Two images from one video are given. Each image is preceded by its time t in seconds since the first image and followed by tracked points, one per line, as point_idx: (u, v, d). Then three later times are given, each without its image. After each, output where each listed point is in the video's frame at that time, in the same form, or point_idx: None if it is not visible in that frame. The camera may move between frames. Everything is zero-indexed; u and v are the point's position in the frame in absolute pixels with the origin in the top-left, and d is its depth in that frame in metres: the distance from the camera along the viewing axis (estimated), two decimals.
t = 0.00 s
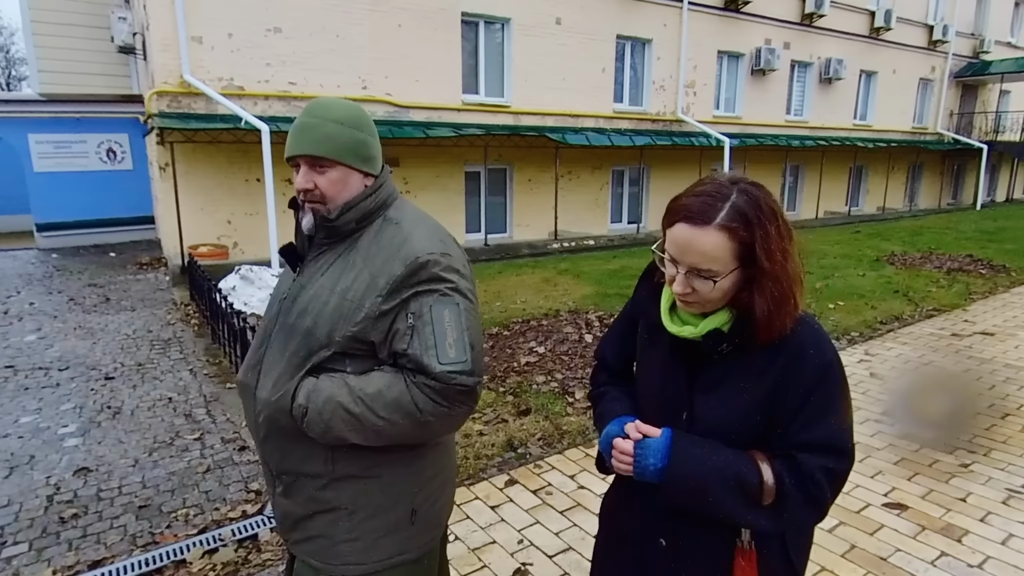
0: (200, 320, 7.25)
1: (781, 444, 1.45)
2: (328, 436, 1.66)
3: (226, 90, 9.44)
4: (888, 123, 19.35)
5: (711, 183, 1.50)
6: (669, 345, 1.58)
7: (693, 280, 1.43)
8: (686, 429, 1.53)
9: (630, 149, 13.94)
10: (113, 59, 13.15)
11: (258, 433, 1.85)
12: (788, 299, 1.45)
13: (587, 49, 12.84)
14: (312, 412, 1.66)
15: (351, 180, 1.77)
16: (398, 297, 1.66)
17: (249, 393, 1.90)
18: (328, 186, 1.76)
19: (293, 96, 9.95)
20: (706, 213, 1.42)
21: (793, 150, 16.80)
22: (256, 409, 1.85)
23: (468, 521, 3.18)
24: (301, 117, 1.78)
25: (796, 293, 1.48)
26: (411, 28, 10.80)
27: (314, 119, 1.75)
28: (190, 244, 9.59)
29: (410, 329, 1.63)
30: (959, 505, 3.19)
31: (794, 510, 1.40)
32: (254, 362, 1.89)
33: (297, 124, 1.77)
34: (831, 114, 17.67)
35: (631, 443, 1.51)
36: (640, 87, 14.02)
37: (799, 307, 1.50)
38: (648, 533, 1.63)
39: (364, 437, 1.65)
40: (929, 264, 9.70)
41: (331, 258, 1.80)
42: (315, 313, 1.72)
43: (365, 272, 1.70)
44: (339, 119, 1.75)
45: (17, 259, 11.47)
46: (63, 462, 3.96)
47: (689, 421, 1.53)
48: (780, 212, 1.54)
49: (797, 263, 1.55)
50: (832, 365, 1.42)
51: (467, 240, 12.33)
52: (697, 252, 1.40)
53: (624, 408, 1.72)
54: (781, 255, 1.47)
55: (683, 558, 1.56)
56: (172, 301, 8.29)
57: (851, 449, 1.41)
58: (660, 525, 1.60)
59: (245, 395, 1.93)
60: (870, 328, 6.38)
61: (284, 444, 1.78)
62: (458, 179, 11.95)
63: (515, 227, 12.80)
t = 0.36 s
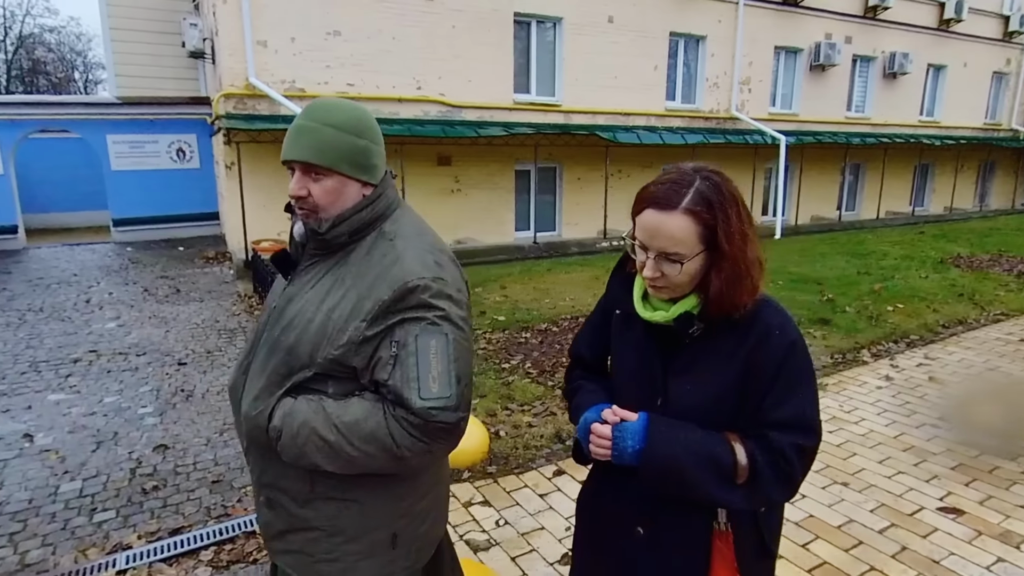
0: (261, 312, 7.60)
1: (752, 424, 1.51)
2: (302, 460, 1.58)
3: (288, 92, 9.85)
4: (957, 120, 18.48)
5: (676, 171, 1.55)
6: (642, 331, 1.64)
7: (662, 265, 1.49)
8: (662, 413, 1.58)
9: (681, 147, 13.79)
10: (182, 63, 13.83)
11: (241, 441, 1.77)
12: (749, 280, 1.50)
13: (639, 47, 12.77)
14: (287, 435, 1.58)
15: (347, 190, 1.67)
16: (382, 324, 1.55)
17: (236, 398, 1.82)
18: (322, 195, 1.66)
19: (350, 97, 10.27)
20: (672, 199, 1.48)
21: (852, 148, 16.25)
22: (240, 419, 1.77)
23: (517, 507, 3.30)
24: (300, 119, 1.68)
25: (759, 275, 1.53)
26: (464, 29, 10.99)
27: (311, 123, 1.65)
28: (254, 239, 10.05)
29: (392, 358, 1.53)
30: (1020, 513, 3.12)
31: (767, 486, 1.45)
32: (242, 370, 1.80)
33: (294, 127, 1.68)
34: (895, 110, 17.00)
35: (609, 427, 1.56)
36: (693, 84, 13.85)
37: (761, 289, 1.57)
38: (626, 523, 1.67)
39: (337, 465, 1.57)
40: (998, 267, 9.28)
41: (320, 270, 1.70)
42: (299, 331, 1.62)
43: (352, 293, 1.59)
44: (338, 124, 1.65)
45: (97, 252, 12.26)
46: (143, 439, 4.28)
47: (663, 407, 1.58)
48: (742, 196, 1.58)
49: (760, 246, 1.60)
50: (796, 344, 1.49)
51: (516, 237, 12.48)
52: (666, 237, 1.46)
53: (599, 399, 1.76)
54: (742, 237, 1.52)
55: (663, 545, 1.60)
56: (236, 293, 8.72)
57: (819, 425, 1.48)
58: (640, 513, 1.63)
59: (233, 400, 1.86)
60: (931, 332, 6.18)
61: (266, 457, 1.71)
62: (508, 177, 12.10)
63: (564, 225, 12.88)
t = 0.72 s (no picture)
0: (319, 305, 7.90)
1: (751, 411, 1.57)
2: (313, 467, 1.54)
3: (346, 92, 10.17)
4: None
5: (663, 173, 1.60)
6: (642, 326, 1.69)
7: (654, 263, 1.54)
8: (663, 404, 1.64)
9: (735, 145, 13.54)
10: (245, 65, 14.40)
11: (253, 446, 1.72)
12: (736, 275, 1.54)
13: (693, 44, 12.60)
14: (298, 444, 1.53)
15: (350, 189, 1.58)
16: (393, 330, 1.49)
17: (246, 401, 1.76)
18: (325, 195, 1.57)
19: (404, 96, 10.52)
20: (659, 200, 1.53)
21: (917, 145, 15.59)
22: (249, 426, 1.71)
23: (566, 498, 3.38)
24: (297, 117, 1.58)
25: (746, 269, 1.57)
26: (517, 28, 11.10)
27: (311, 121, 1.55)
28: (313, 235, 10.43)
29: (404, 363, 1.47)
30: None
31: (766, 470, 1.51)
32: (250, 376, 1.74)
33: (292, 125, 1.58)
34: (965, 106, 16.23)
35: (611, 418, 1.63)
36: (748, 81, 13.58)
37: (752, 281, 1.61)
38: (635, 509, 1.74)
39: (351, 471, 1.52)
40: None
41: (325, 273, 1.62)
42: (307, 337, 1.55)
43: (361, 297, 1.52)
44: (336, 120, 1.54)
45: (166, 246, 12.93)
46: (213, 421, 4.55)
47: (665, 398, 1.64)
48: (729, 195, 1.62)
49: (747, 241, 1.63)
50: (792, 333, 1.54)
51: (565, 235, 12.53)
52: (655, 236, 1.51)
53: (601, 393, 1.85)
54: (730, 235, 1.56)
55: (669, 530, 1.67)
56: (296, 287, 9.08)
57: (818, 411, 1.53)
58: (646, 501, 1.71)
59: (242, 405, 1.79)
60: (998, 336, 5.94)
61: (279, 466, 1.66)
62: (559, 175, 12.15)
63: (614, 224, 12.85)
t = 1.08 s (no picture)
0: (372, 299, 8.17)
1: (760, 403, 1.61)
2: (337, 455, 1.58)
3: (400, 92, 10.42)
4: None
5: (678, 171, 1.66)
6: (659, 316, 1.76)
7: (666, 257, 1.60)
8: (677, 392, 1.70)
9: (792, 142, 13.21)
10: (305, 66, 14.92)
11: (260, 444, 1.76)
12: (747, 269, 1.58)
13: (749, 39, 12.36)
14: (320, 433, 1.58)
15: (351, 188, 1.65)
16: (404, 316, 1.58)
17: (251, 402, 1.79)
18: (327, 194, 1.63)
19: (456, 95, 10.72)
20: (672, 197, 1.59)
21: (989, 142, 14.85)
22: (257, 427, 1.74)
23: (610, 488, 3.45)
24: (295, 122, 1.65)
25: (758, 267, 1.60)
26: (568, 26, 11.14)
27: (311, 124, 1.61)
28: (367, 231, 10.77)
29: (418, 346, 1.56)
30: None
31: (770, 460, 1.56)
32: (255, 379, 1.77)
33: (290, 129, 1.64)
34: None
35: (624, 402, 1.72)
36: (806, 76, 13.23)
37: (766, 275, 1.65)
38: (649, 493, 1.81)
39: (375, 455, 1.59)
40: None
41: (327, 270, 1.69)
42: (320, 331, 1.62)
43: (371, 287, 1.61)
44: (333, 123, 1.62)
45: (229, 240, 13.54)
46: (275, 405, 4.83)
47: (677, 386, 1.71)
48: (743, 192, 1.66)
49: (761, 237, 1.67)
50: (802, 327, 1.57)
51: (614, 233, 12.50)
52: (666, 231, 1.57)
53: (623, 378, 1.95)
54: (741, 231, 1.60)
55: (679, 514, 1.74)
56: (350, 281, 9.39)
57: (827, 406, 1.57)
58: (659, 486, 1.78)
59: (245, 410, 1.82)
60: None
61: (294, 458, 1.71)
62: (609, 173, 12.14)
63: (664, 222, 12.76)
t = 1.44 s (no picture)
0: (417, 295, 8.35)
1: (779, 409, 1.54)
2: (331, 414, 1.70)
3: (447, 91, 10.61)
4: None
5: (717, 166, 1.61)
6: (687, 313, 1.72)
7: (696, 251, 1.56)
8: (698, 390, 1.66)
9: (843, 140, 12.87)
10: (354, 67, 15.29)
11: (251, 424, 1.86)
12: (781, 271, 1.51)
13: (800, 34, 12.09)
14: (312, 395, 1.69)
15: (315, 167, 1.79)
16: (380, 279, 1.72)
17: (235, 387, 1.87)
18: (294, 174, 1.77)
19: (501, 94, 10.83)
20: (706, 191, 1.55)
21: None
22: (245, 404, 1.84)
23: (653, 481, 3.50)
24: (256, 110, 1.78)
25: (790, 272, 1.53)
26: (614, 24, 11.12)
27: (275, 110, 1.75)
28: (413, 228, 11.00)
29: (397, 304, 1.71)
30: None
31: (783, 471, 1.48)
32: (236, 359, 1.86)
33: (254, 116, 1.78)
34: None
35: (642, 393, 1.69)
36: (860, 72, 12.87)
37: (801, 279, 1.58)
38: (665, 490, 1.80)
39: (367, 410, 1.72)
40: None
41: (300, 246, 1.81)
42: (302, 302, 1.74)
43: (345, 257, 1.74)
44: (296, 107, 1.77)
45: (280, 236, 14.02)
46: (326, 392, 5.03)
47: (698, 386, 1.67)
48: (785, 192, 1.60)
49: (799, 240, 1.61)
50: (830, 336, 1.48)
51: (658, 231, 12.42)
52: (697, 225, 1.53)
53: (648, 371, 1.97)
54: (777, 231, 1.54)
55: (691, 513, 1.72)
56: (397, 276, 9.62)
57: (848, 421, 1.48)
58: (673, 483, 1.76)
59: (230, 392, 1.89)
60: None
61: (288, 431, 1.82)
62: (653, 172, 12.08)
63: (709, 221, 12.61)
